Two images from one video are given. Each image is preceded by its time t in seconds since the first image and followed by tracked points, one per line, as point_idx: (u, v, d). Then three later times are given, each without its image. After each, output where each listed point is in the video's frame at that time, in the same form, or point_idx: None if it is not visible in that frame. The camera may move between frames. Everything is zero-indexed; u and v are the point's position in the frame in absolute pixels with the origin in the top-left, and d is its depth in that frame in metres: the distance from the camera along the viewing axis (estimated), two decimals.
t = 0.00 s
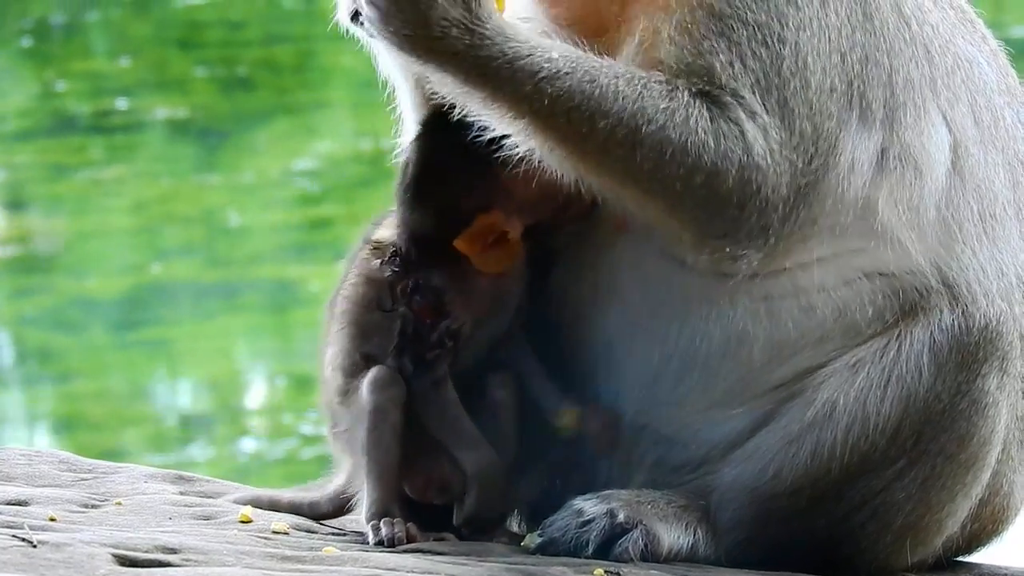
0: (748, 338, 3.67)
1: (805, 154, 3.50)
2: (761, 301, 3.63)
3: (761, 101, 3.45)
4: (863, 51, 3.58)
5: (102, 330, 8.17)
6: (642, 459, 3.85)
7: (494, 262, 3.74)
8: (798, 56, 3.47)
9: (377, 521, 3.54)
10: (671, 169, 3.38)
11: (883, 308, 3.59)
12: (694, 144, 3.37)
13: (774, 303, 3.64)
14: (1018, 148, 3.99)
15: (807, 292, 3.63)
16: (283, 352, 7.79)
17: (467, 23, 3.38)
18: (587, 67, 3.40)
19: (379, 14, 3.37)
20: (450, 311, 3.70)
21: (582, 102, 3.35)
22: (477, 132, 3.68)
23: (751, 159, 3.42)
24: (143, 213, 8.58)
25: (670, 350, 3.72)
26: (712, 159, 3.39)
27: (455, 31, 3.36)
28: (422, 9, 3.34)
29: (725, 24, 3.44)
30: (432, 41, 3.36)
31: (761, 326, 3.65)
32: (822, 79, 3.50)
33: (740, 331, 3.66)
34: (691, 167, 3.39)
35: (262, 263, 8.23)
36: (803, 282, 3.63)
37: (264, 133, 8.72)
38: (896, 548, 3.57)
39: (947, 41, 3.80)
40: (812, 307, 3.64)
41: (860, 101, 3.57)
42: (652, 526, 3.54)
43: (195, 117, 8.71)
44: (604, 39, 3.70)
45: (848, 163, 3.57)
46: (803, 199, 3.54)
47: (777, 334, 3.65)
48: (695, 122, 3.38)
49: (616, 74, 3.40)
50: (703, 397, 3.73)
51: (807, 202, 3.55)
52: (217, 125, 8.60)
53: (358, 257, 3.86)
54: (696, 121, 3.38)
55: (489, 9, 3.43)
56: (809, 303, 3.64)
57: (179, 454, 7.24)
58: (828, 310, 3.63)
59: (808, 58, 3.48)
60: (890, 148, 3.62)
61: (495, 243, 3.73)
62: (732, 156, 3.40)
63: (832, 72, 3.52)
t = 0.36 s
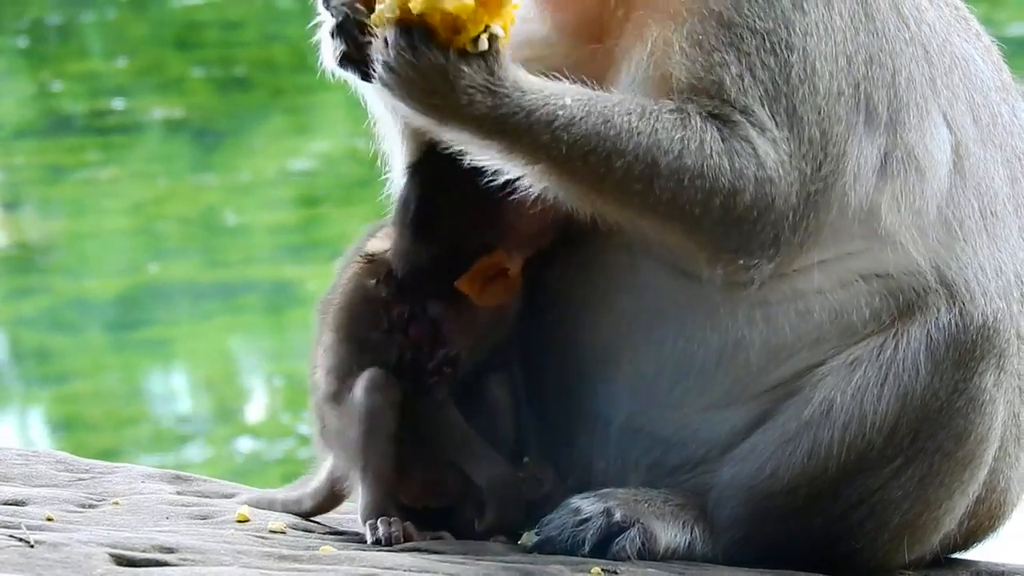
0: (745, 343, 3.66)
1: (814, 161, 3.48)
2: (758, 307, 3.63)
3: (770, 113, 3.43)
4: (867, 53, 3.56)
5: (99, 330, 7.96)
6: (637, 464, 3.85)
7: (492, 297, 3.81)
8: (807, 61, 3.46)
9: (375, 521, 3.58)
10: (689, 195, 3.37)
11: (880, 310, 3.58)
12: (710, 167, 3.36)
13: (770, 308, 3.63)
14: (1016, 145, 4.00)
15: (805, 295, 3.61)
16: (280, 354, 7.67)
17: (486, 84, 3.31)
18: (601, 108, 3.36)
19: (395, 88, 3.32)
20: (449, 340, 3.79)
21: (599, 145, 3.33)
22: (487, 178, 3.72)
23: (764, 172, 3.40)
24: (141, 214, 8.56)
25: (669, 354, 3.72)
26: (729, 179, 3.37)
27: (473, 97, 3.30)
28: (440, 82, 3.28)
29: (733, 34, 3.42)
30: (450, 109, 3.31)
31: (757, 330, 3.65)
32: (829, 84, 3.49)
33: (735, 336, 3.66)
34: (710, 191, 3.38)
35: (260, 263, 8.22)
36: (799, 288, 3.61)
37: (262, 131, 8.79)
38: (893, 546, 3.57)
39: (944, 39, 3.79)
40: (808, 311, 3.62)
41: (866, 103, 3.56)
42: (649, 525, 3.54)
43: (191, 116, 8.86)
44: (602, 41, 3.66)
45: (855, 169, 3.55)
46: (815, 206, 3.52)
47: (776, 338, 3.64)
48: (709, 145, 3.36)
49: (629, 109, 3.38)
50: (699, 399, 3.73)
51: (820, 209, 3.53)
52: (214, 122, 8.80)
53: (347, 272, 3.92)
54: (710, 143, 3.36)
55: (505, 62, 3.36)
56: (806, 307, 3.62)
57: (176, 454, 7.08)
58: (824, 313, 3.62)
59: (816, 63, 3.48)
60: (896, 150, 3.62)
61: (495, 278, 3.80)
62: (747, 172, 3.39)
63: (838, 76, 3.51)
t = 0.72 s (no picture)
0: (745, 352, 3.66)
1: (817, 176, 3.46)
2: (757, 314, 3.62)
3: (774, 133, 3.41)
4: (869, 61, 3.54)
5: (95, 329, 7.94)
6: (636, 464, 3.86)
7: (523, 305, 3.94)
8: (811, 74, 3.45)
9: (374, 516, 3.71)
10: (701, 235, 3.34)
11: (879, 311, 3.57)
12: (719, 204, 3.33)
13: (769, 316, 3.62)
14: (1012, 143, 4.00)
15: (802, 300, 3.60)
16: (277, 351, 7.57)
17: (501, 165, 3.25)
18: (609, 165, 3.33)
19: (410, 174, 3.25)
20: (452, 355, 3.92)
21: (610, 203, 3.31)
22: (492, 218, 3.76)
23: (770, 197, 3.37)
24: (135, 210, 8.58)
25: (667, 359, 3.71)
26: (739, 211, 3.34)
27: (488, 180, 3.24)
28: (456, 169, 3.22)
29: (738, 53, 3.41)
30: (466, 191, 3.25)
31: (756, 338, 3.64)
32: (833, 96, 3.47)
33: (734, 343, 3.65)
34: (721, 228, 3.34)
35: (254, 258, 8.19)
36: (803, 294, 3.59)
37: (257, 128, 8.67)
38: (891, 543, 3.57)
39: (940, 39, 3.78)
40: (807, 317, 3.61)
41: (869, 112, 3.53)
42: (649, 525, 3.54)
43: (187, 114, 8.76)
44: (603, 61, 3.63)
45: (857, 180, 3.54)
46: (817, 219, 3.49)
47: (776, 342, 3.64)
48: (716, 181, 3.33)
49: (635, 159, 3.34)
50: (698, 403, 3.73)
51: (823, 220, 3.51)
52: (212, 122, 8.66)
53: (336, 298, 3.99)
54: (717, 179, 3.33)
55: (515, 138, 3.29)
56: (805, 312, 3.61)
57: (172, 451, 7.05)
58: (825, 322, 3.60)
59: (819, 76, 3.45)
60: (897, 157, 3.61)
61: (529, 287, 3.88)
62: (756, 200, 3.35)
63: (842, 86, 3.49)
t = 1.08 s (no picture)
0: (737, 354, 3.68)
1: (824, 187, 3.47)
2: (746, 315, 3.65)
3: (788, 143, 3.42)
4: (880, 71, 3.54)
5: (88, 328, 7.97)
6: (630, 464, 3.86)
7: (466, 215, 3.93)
8: (824, 86, 3.45)
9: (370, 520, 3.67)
10: (721, 245, 3.34)
11: (877, 314, 3.57)
12: (742, 215, 3.33)
13: (767, 322, 3.64)
14: (1011, 151, 4.05)
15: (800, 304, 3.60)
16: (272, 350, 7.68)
17: (550, 175, 3.22)
18: (643, 175, 3.31)
19: (458, 183, 3.19)
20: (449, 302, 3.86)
21: (643, 212, 3.29)
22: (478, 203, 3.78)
23: (785, 208, 3.39)
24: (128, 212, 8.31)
25: (662, 354, 3.75)
26: (757, 222, 3.35)
27: (536, 190, 3.21)
28: (507, 179, 3.18)
29: (757, 61, 3.42)
30: (512, 200, 3.21)
31: (749, 340, 3.67)
32: (844, 107, 3.48)
33: (724, 344, 3.68)
34: (741, 238, 3.35)
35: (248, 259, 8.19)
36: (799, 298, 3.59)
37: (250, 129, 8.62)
38: (884, 542, 3.58)
39: (942, 44, 3.78)
40: (804, 319, 3.62)
41: (877, 123, 3.53)
42: (642, 524, 3.54)
43: (180, 114, 8.80)
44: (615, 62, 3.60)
45: (859, 189, 3.53)
46: (821, 228, 3.50)
47: (770, 346, 3.66)
48: (738, 192, 3.33)
49: (667, 168, 3.32)
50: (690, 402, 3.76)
51: (827, 228, 3.51)
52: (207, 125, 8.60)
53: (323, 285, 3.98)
54: (738, 190, 3.33)
55: (562, 145, 3.25)
56: (803, 314, 3.61)
57: (167, 452, 7.07)
58: (820, 319, 3.61)
59: (833, 87, 3.46)
60: (903, 166, 3.61)
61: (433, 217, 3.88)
62: (772, 212, 3.37)
63: (853, 97, 3.49)
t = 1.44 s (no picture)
0: (735, 351, 3.68)
1: (829, 176, 3.49)
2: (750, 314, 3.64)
3: (794, 128, 3.42)
4: (881, 65, 3.57)
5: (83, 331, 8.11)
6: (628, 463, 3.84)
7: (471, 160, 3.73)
8: (828, 73, 3.47)
9: (363, 519, 3.59)
10: (728, 226, 3.34)
11: (874, 315, 3.57)
12: (749, 197, 3.33)
13: (767, 321, 3.64)
14: (1011, 156, 4.05)
15: (799, 306, 3.61)
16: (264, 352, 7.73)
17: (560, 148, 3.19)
18: (651, 153, 3.30)
19: (469, 160, 3.14)
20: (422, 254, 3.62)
21: (652, 190, 3.29)
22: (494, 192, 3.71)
23: (792, 192, 3.40)
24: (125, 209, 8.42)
25: (660, 352, 3.76)
26: (764, 206, 3.35)
27: (547, 164, 3.19)
28: (519, 154, 3.14)
29: (760, 48, 3.43)
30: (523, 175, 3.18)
31: (749, 342, 3.67)
32: (848, 96, 3.50)
33: (723, 344, 3.69)
34: (747, 220, 3.35)
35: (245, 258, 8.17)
36: (798, 298, 3.59)
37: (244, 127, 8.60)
38: (878, 546, 3.59)
39: (941, 45, 3.80)
40: (802, 321, 3.61)
41: (878, 118, 3.55)
42: (636, 525, 3.54)
43: (176, 114, 8.69)
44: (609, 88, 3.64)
45: (858, 182, 3.54)
46: (824, 227, 3.51)
47: (768, 349, 3.66)
48: (746, 175, 3.33)
49: (676, 147, 3.32)
50: (688, 404, 3.76)
51: (827, 227, 3.52)
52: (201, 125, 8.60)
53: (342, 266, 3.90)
54: (746, 172, 3.33)
55: (569, 120, 3.23)
56: (800, 318, 3.61)
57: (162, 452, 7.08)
58: (818, 320, 3.61)
59: (837, 75, 3.48)
60: (902, 163, 3.62)
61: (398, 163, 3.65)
62: (780, 196, 3.37)
63: (857, 86, 3.52)
